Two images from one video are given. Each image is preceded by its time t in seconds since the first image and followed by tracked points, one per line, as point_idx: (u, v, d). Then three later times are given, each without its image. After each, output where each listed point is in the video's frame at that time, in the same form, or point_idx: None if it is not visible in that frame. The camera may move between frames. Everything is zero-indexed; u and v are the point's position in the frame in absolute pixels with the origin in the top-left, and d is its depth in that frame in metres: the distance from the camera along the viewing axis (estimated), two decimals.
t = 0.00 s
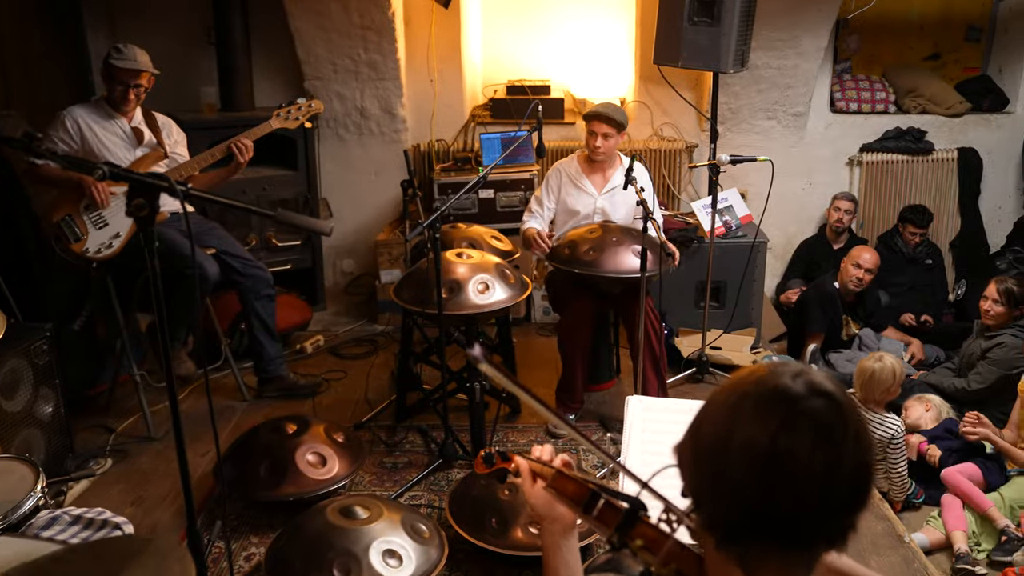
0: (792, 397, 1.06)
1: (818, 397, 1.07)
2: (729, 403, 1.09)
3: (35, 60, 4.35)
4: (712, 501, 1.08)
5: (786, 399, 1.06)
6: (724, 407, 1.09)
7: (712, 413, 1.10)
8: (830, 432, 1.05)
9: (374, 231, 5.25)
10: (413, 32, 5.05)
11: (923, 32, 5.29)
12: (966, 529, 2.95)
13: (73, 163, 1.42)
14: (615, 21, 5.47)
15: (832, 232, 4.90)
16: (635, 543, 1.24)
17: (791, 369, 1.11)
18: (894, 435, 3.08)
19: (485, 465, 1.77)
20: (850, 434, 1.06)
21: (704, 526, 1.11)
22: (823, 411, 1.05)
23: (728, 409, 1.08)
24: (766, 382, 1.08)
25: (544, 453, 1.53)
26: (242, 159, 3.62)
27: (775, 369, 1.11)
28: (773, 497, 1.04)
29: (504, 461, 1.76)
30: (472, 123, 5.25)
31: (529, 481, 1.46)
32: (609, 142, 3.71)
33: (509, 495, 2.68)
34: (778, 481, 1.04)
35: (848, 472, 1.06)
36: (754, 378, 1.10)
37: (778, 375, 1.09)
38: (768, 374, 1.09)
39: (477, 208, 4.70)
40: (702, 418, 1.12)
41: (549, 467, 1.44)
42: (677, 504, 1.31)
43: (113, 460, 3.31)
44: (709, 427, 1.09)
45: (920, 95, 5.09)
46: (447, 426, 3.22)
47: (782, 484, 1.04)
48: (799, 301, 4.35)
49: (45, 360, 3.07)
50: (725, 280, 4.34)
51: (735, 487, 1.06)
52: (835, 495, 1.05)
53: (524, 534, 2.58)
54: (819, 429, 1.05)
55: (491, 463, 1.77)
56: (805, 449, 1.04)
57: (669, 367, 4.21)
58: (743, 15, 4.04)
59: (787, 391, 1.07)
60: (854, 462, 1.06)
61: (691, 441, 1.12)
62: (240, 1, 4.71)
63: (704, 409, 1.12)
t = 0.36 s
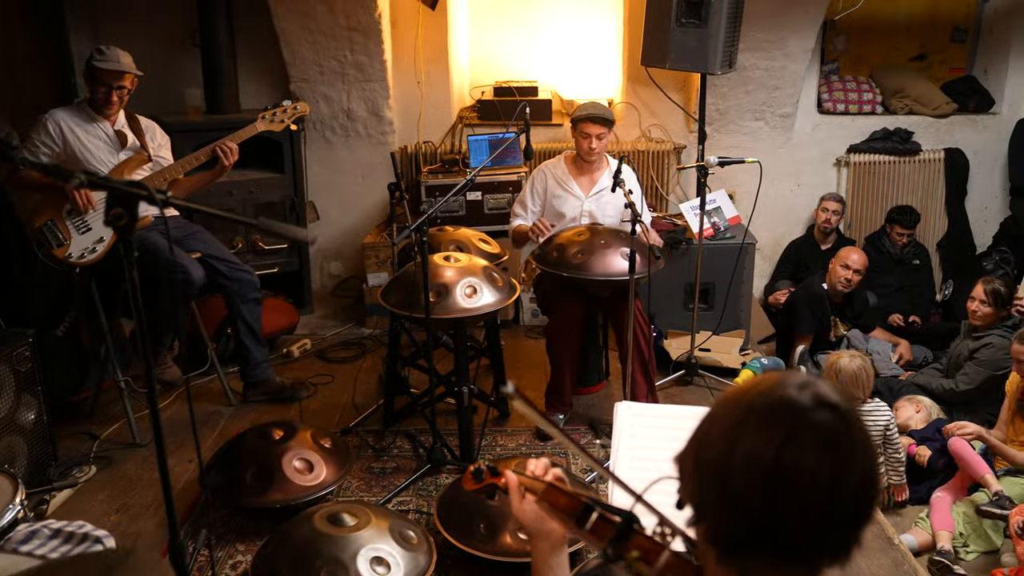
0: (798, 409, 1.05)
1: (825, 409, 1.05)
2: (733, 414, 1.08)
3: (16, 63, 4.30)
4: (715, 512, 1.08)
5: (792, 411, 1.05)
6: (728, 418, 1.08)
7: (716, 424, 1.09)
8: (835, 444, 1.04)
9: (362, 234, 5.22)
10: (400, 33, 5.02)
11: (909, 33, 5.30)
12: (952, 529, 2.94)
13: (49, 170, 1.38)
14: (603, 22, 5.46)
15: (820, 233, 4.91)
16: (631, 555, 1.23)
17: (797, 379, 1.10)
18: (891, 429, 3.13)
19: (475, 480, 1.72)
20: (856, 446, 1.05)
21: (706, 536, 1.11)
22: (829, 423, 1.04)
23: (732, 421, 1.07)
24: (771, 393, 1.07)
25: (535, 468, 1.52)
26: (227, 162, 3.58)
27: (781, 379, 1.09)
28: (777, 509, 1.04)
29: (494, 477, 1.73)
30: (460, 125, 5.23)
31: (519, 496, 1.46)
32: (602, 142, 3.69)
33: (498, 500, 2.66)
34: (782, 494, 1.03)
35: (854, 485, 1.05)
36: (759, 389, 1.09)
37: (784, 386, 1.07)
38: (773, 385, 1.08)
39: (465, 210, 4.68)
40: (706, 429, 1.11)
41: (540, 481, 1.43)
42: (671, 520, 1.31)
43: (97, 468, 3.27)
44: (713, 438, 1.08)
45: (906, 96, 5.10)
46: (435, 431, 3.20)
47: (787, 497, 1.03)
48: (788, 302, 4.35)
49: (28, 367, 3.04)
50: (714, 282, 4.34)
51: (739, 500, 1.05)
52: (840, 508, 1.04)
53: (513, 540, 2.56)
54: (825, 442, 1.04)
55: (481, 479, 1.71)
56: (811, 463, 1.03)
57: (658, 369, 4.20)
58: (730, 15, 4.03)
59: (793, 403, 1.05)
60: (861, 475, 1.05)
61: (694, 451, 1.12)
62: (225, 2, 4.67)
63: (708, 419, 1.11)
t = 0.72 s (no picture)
0: (802, 419, 1.00)
1: (830, 417, 1.01)
2: (734, 423, 1.04)
3: None
4: (716, 521, 1.04)
5: (797, 420, 1.00)
6: (730, 427, 1.04)
7: (717, 432, 1.05)
8: (841, 455, 1.00)
9: (346, 235, 5.17)
10: (383, 33, 4.97)
11: (895, 32, 5.30)
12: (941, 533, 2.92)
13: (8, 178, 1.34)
14: (589, 21, 5.43)
15: (807, 233, 4.89)
16: (628, 565, 1.16)
17: (801, 386, 1.06)
18: (866, 415, 3.13)
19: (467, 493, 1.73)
20: (862, 457, 1.01)
21: (704, 545, 1.07)
22: (835, 433, 1.00)
23: (733, 429, 1.03)
24: (774, 401, 1.03)
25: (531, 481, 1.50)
26: (207, 163, 3.52)
27: (784, 386, 1.05)
28: (780, 520, 1.00)
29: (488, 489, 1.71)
30: (445, 125, 5.19)
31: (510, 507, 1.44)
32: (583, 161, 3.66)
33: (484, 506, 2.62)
34: (785, 506, 0.99)
35: (859, 496, 1.01)
36: (761, 396, 1.04)
37: (787, 393, 1.03)
38: (776, 393, 1.04)
39: (450, 211, 4.64)
40: (706, 436, 1.07)
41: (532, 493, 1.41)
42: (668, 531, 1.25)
43: (76, 475, 3.21)
44: (714, 446, 1.04)
45: (893, 96, 5.10)
46: (420, 436, 3.15)
47: (790, 508, 0.99)
48: (776, 303, 4.33)
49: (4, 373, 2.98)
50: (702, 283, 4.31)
51: (740, 510, 1.01)
52: (844, 519, 1.01)
53: (499, 547, 2.52)
54: (830, 452, 1.00)
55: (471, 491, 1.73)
56: (814, 474, 0.99)
57: (645, 371, 4.17)
58: (716, 15, 4.01)
59: (797, 412, 1.01)
60: (867, 486, 1.01)
61: (694, 458, 1.08)
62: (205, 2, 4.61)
63: (708, 426, 1.07)
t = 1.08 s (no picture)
0: (814, 401, 1.00)
1: (842, 400, 1.00)
2: (744, 407, 1.03)
3: None
4: (726, 508, 1.02)
5: (809, 403, 1.00)
6: (740, 410, 1.03)
7: (726, 417, 1.04)
8: (854, 438, 0.99)
9: (333, 233, 5.13)
10: (369, 30, 4.94)
11: (881, 29, 5.34)
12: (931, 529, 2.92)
13: None
14: (576, 18, 5.42)
15: (795, 229, 4.89)
16: (635, 551, 1.15)
17: (811, 368, 1.05)
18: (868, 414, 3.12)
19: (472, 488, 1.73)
20: (876, 440, 1.00)
21: (714, 533, 1.06)
22: (848, 415, 0.99)
23: (743, 413, 1.02)
24: (784, 384, 1.02)
25: (536, 474, 1.50)
26: (192, 160, 3.48)
27: (794, 369, 1.04)
28: (792, 505, 0.99)
29: (490, 484, 1.71)
30: (432, 122, 5.13)
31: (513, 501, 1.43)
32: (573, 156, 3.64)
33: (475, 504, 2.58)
34: (797, 491, 0.98)
35: (873, 480, 1.00)
36: (771, 380, 1.03)
37: (798, 376, 1.03)
38: (787, 375, 1.03)
39: (438, 208, 4.61)
40: (715, 421, 1.06)
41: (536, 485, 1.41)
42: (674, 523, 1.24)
43: (59, 476, 3.16)
44: (724, 432, 1.03)
45: (879, 92, 5.13)
46: (409, 434, 3.12)
47: (802, 493, 0.98)
48: (764, 299, 4.34)
49: None
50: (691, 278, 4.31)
51: (750, 496, 1.00)
52: (857, 504, 1.00)
53: (491, 545, 2.49)
54: (843, 435, 0.99)
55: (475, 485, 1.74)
56: (827, 458, 0.98)
57: (635, 368, 4.15)
58: (704, 11, 4.00)
59: (809, 394, 1.00)
60: (880, 469, 1.00)
61: (703, 444, 1.06)
62: None
63: (717, 411, 1.06)
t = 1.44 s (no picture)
0: (837, 393, 0.99)
1: (866, 391, 1.00)
2: (766, 400, 1.02)
3: None
4: (750, 503, 1.01)
5: (832, 394, 0.99)
6: (761, 404, 1.02)
7: (747, 411, 1.03)
8: (879, 430, 0.98)
9: (328, 232, 5.10)
10: (363, 28, 4.92)
11: (875, 28, 5.34)
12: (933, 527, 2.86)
13: None
14: (571, 16, 5.41)
15: (791, 228, 4.89)
16: (655, 549, 1.15)
17: (832, 360, 1.05)
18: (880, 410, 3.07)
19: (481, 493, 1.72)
20: (902, 432, 0.99)
21: (737, 529, 1.05)
22: (872, 406, 0.98)
23: (766, 406, 1.01)
24: (807, 376, 1.01)
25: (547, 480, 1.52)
26: (170, 172, 3.45)
27: (815, 361, 1.04)
28: (818, 498, 0.98)
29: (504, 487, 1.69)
30: (427, 121, 5.13)
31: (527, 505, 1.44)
32: (565, 144, 3.63)
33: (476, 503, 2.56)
34: (824, 484, 0.97)
35: (900, 472, 0.99)
36: (793, 372, 1.03)
37: (820, 368, 1.02)
38: (809, 368, 1.02)
39: (434, 207, 4.59)
40: (736, 416, 1.05)
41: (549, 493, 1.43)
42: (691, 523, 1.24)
43: (54, 478, 3.13)
44: (745, 426, 1.02)
45: (873, 90, 5.14)
46: (408, 433, 3.10)
47: (828, 486, 0.97)
48: (761, 297, 4.37)
49: None
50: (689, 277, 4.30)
51: (775, 490, 0.99)
52: (885, 497, 0.99)
53: (492, 544, 2.48)
54: (868, 426, 0.98)
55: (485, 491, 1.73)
56: (852, 449, 0.97)
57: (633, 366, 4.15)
58: (701, 9, 4.00)
59: (832, 386, 1.00)
60: (907, 462, 0.99)
61: (724, 438, 1.05)
62: None
63: (737, 405, 1.06)
